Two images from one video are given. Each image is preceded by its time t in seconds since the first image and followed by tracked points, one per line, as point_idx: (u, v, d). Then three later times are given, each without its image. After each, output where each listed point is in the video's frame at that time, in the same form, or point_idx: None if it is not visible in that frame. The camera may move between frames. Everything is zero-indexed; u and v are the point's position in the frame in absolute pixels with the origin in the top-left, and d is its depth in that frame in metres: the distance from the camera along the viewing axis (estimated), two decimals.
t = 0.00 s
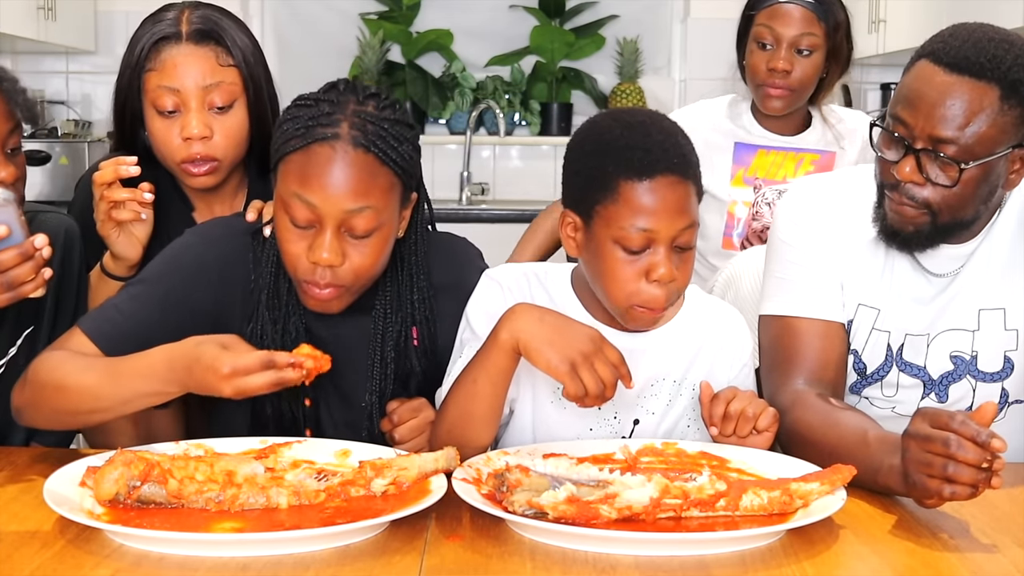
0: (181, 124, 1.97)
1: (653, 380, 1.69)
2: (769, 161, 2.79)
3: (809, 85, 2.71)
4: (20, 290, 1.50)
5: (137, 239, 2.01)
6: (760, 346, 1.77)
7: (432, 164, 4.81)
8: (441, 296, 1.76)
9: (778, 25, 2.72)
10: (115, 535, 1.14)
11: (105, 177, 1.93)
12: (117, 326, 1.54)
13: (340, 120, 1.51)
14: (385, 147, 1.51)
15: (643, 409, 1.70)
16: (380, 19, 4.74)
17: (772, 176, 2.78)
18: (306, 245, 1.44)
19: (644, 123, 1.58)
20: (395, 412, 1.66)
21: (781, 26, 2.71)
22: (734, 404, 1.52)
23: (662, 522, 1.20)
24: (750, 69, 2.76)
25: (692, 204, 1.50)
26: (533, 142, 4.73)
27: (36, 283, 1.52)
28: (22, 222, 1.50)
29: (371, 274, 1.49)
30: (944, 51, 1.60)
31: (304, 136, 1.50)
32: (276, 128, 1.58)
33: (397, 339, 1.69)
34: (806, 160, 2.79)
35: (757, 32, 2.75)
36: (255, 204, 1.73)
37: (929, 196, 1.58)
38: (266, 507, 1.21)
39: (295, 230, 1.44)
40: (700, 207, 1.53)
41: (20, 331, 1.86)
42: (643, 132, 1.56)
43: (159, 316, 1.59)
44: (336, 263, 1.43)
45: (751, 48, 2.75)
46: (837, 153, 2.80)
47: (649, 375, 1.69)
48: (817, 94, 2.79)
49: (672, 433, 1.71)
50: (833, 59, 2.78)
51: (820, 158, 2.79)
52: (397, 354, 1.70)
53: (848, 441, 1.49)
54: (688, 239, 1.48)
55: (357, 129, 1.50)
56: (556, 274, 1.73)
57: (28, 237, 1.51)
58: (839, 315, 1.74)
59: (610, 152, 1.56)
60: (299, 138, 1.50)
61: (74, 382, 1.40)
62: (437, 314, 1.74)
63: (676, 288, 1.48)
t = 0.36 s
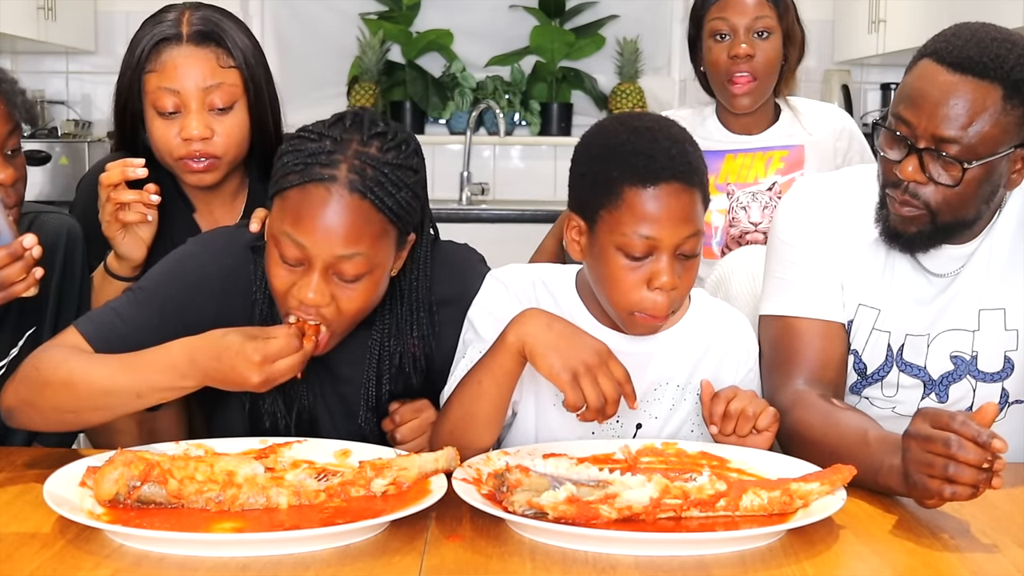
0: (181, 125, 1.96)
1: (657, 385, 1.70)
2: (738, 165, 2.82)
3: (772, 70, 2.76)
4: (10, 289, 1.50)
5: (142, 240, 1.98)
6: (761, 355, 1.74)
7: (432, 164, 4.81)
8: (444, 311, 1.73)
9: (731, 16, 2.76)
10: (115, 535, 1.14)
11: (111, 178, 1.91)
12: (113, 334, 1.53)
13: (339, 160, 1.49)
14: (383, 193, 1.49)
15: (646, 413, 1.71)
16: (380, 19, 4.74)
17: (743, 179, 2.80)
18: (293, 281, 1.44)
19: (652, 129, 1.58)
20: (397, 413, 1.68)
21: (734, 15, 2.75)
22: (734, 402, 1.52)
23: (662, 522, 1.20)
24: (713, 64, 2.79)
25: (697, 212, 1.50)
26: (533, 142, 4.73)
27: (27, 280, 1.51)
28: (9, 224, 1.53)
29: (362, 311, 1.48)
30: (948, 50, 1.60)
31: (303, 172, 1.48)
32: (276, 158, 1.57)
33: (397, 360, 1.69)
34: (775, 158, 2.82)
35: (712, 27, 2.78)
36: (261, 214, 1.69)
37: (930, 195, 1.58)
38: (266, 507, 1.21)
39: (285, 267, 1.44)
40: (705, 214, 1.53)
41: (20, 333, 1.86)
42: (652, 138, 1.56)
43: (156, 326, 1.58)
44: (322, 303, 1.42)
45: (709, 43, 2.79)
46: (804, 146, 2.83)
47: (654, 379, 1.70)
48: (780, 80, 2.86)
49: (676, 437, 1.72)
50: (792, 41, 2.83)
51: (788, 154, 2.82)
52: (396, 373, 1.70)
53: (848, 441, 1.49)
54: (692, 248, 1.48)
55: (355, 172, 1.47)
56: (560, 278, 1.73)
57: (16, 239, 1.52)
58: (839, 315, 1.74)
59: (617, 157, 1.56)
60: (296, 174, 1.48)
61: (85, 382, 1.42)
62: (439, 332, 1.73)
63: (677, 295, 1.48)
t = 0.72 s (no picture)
0: (181, 122, 1.97)
1: (660, 387, 1.71)
2: (741, 170, 2.84)
3: (771, 70, 2.83)
4: (15, 289, 1.50)
5: (142, 239, 2.00)
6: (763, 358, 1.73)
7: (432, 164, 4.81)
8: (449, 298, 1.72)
9: (728, 19, 2.85)
10: (115, 535, 1.14)
11: (111, 177, 1.92)
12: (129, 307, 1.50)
13: (349, 149, 1.48)
14: (396, 176, 1.48)
15: (649, 416, 1.72)
16: (380, 19, 4.74)
17: (746, 182, 2.81)
18: (317, 273, 1.42)
19: (660, 131, 1.58)
20: (397, 411, 1.69)
21: (730, 19, 2.84)
22: (735, 402, 1.52)
23: (662, 522, 1.20)
24: (710, 66, 2.89)
25: (703, 215, 1.50)
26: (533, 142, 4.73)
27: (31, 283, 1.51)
28: (15, 224, 1.51)
29: (383, 295, 1.47)
30: (950, 62, 1.58)
31: (313, 166, 1.46)
32: (280, 154, 1.55)
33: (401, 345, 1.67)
34: (779, 164, 2.84)
35: (710, 30, 2.88)
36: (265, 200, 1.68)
37: (917, 203, 1.58)
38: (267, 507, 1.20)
39: (307, 258, 1.43)
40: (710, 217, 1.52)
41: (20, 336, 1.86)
42: (659, 141, 1.55)
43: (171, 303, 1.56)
44: (348, 291, 1.41)
45: (708, 46, 2.89)
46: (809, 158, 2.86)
47: (657, 381, 1.70)
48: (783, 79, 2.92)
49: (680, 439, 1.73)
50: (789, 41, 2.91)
51: (793, 162, 2.84)
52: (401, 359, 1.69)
53: (849, 441, 1.49)
54: (695, 249, 1.48)
55: (367, 160, 1.46)
56: (562, 283, 1.74)
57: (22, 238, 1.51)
58: (838, 316, 1.74)
59: (622, 157, 1.56)
60: (307, 167, 1.46)
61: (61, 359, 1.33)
62: (444, 319, 1.72)
63: (682, 296, 1.48)
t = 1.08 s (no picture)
0: (200, 112, 1.98)
1: (658, 386, 1.72)
2: (756, 168, 2.88)
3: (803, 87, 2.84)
4: (16, 290, 1.50)
5: (148, 238, 1.97)
6: (762, 359, 1.73)
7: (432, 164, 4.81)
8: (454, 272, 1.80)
9: (763, 32, 2.84)
10: (115, 535, 1.14)
11: (120, 174, 1.91)
12: (195, 258, 1.50)
13: (367, 99, 1.55)
14: (411, 125, 1.55)
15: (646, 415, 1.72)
16: (380, 19, 4.74)
17: (761, 182, 2.87)
18: (334, 221, 1.49)
19: (659, 128, 1.58)
20: (395, 410, 1.68)
21: (766, 32, 2.84)
22: (734, 402, 1.52)
23: (662, 522, 1.20)
24: (743, 78, 2.87)
25: (700, 209, 1.50)
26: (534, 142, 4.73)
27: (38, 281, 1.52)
28: (17, 225, 1.50)
29: (394, 247, 1.55)
30: (942, 73, 1.58)
31: (332, 116, 1.54)
32: (302, 107, 1.61)
33: (414, 309, 1.74)
34: (793, 166, 2.86)
35: (744, 43, 2.86)
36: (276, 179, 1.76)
37: (902, 211, 1.59)
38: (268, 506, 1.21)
39: (325, 206, 1.49)
40: (708, 214, 1.52)
41: (23, 335, 1.86)
42: (659, 138, 1.55)
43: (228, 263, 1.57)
44: (365, 238, 1.48)
45: (740, 58, 2.87)
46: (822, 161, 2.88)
47: (654, 380, 1.72)
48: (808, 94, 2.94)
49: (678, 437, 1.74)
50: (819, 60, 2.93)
51: (806, 164, 2.86)
52: (415, 324, 1.75)
53: (850, 440, 1.49)
54: (693, 246, 1.48)
55: (383, 109, 1.54)
56: (557, 279, 1.74)
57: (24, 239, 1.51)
58: (837, 317, 1.74)
59: (622, 153, 1.56)
60: (326, 117, 1.54)
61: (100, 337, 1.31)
62: (451, 288, 1.79)
63: (679, 292, 1.48)
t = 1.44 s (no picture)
0: (216, 106, 1.99)
1: (652, 389, 1.70)
2: (773, 173, 2.85)
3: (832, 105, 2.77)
4: (15, 294, 1.50)
5: (158, 236, 1.96)
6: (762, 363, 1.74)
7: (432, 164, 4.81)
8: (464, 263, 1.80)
9: (801, 47, 2.74)
10: (115, 536, 1.14)
11: (133, 171, 1.92)
12: (183, 278, 1.51)
13: (383, 84, 1.56)
14: (426, 109, 1.56)
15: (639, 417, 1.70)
16: (381, 19, 4.74)
17: (777, 187, 2.86)
18: (350, 205, 1.50)
19: (652, 125, 1.58)
20: (395, 407, 1.66)
21: (802, 47, 2.74)
22: (725, 398, 1.52)
23: (662, 522, 1.20)
24: (775, 92, 2.77)
25: (692, 209, 1.50)
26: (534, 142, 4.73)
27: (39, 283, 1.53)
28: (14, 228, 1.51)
29: (410, 231, 1.54)
30: (923, 73, 1.59)
31: (350, 100, 1.54)
32: (319, 93, 1.61)
33: (423, 297, 1.74)
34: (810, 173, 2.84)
35: (781, 55, 2.76)
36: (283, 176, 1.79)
37: (899, 212, 1.59)
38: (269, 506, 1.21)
39: (341, 189, 1.50)
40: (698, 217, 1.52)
41: (26, 337, 1.86)
42: (651, 135, 1.56)
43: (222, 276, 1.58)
44: (380, 220, 1.49)
45: (777, 70, 2.77)
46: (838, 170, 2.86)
47: (649, 382, 1.69)
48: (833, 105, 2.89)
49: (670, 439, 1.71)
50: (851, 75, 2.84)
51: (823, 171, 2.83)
52: (425, 312, 1.74)
53: (850, 441, 1.49)
54: (685, 244, 1.48)
55: (399, 92, 1.55)
56: (551, 277, 1.75)
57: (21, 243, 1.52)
58: (835, 316, 1.74)
59: (612, 152, 1.56)
60: (344, 102, 1.54)
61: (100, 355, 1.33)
62: (461, 278, 1.79)
63: (671, 289, 1.48)
